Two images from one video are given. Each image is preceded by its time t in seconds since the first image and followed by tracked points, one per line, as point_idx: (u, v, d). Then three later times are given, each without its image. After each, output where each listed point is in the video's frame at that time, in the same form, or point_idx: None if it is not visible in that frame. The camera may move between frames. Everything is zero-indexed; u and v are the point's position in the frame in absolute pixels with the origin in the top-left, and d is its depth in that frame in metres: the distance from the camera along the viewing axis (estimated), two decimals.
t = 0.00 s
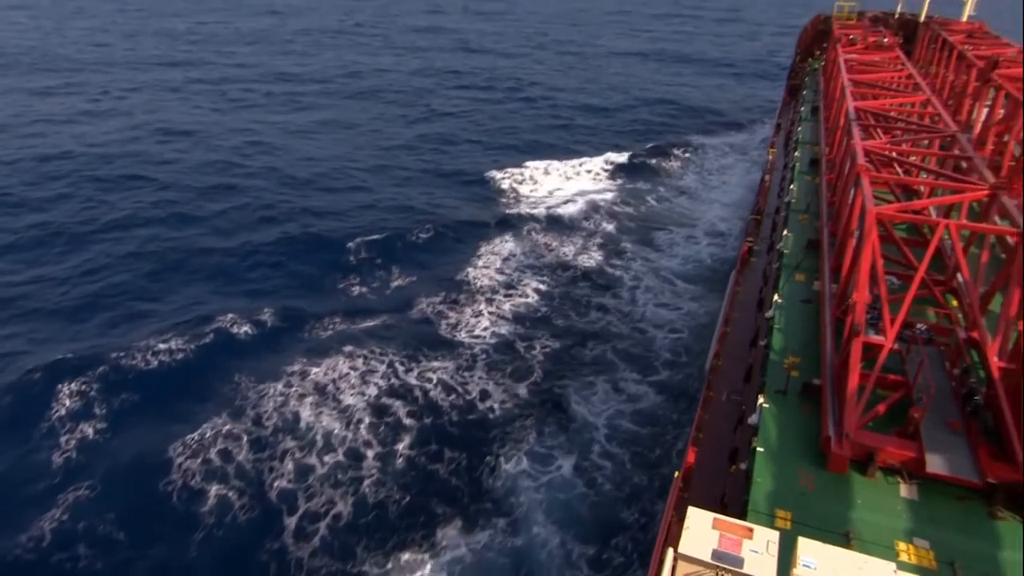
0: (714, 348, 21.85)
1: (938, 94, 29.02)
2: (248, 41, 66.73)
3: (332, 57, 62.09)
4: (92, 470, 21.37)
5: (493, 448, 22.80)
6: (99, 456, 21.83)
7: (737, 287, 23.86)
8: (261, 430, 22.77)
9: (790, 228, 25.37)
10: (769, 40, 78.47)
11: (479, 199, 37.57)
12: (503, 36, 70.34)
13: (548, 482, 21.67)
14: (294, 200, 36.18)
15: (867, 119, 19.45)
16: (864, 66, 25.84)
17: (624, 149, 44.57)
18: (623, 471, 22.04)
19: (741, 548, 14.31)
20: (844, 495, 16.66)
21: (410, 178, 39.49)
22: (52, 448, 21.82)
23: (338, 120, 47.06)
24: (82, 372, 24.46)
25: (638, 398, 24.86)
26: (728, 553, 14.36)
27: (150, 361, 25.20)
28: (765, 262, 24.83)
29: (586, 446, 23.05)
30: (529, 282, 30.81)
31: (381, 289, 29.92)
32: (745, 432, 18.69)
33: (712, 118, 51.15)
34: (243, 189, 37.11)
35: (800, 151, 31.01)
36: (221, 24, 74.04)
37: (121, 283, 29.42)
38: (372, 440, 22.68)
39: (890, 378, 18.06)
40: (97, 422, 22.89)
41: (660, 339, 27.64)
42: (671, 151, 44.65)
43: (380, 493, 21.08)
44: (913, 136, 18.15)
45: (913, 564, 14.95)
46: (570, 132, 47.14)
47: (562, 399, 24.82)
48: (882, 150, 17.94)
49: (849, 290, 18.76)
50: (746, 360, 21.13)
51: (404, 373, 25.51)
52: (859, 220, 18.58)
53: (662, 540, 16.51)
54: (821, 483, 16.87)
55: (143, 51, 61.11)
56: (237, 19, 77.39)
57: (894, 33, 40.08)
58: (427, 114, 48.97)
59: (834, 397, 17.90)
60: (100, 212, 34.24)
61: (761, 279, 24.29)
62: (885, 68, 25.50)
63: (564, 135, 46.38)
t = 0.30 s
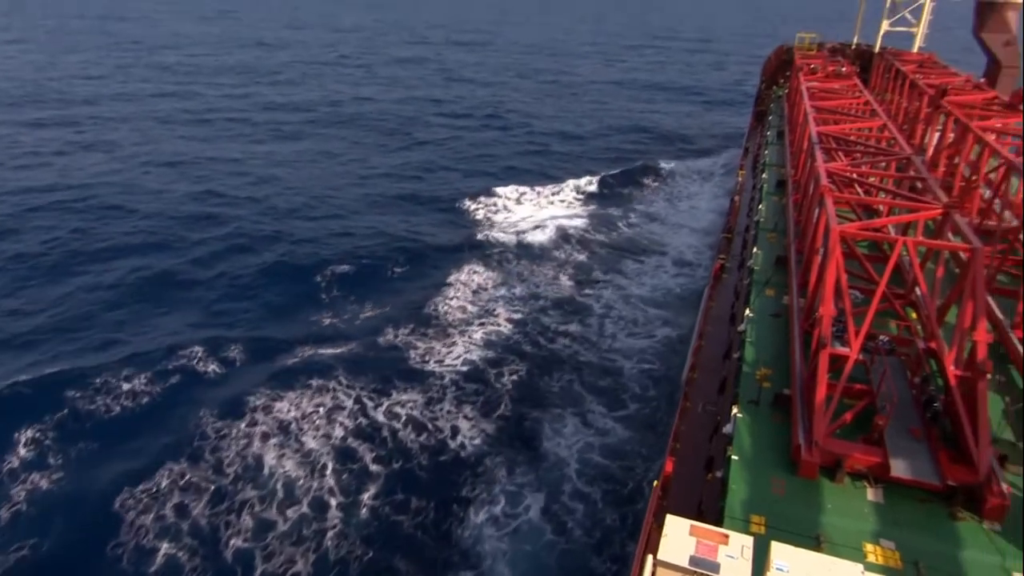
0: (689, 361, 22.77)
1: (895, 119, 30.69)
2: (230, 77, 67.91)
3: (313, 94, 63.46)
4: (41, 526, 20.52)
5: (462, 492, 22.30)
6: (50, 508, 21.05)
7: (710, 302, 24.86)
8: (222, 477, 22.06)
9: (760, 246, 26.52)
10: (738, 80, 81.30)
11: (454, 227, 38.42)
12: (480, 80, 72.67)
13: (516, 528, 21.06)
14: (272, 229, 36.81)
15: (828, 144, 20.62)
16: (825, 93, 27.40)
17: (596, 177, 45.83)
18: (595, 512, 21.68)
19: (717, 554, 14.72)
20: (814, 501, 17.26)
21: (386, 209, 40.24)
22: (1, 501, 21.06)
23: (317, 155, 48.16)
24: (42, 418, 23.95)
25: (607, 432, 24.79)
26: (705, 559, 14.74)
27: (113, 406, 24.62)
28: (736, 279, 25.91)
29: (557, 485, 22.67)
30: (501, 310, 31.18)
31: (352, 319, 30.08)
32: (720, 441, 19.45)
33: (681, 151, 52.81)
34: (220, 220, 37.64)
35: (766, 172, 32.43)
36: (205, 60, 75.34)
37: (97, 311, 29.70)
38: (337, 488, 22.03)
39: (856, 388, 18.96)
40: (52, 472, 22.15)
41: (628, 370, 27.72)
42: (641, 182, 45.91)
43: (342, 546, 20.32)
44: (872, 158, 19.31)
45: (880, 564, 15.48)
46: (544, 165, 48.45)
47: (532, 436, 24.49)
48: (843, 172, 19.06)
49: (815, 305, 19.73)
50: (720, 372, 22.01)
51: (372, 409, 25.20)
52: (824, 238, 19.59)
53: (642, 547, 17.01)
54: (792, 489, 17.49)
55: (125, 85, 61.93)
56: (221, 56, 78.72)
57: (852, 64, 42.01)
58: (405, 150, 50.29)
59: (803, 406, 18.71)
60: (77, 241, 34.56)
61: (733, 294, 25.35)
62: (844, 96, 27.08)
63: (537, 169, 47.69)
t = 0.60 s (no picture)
0: (667, 372, 23.52)
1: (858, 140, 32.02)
2: (211, 107, 68.42)
3: (293, 124, 64.11)
4: None
5: (432, 536, 21.21)
6: None
7: (687, 315, 25.75)
8: (180, 523, 20.94)
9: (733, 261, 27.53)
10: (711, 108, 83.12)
11: (430, 253, 38.58)
12: (458, 111, 73.98)
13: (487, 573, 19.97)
14: (249, 255, 37.12)
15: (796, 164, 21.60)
16: (792, 116, 28.78)
17: (571, 202, 46.72)
18: (568, 553, 20.69)
19: (696, 560, 15.06)
20: (789, 506, 17.63)
21: (363, 235, 40.54)
22: None
23: (296, 184, 48.56)
24: None
25: (577, 461, 24.13)
26: (685, 565, 15.06)
27: (71, 449, 23.57)
28: (712, 293, 26.86)
29: (528, 524, 21.68)
30: (477, 338, 30.87)
31: (322, 345, 29.91)
32: (699, 449, 20.08)
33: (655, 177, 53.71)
34: (197, 246, 37.87)
35: (738, 190, 33.61)
36: (186, 91, 75.79)
37: (71, 339, 29.46)
38: (303, 534, 20.98)
39: (827, 396, 19.70)
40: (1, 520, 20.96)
41: (601, 398, 27.24)
42: (615, 207, 46.62)
43: None
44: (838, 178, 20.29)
45: (852, 566, 15.72)
46: (519, 190, 49.10)
47: (505, 472, 23.66)
48: (810, 190, 20.00)
49: (787, 317, 20.55)
50: (698, 383, 22.79)
51: (340, 449, 24.20)
52: (794, 253, 20.44)
53: (624, 554, 17.40)
54: (768, 494, 17.89)
55: (104, 115, 62.09)
56: (203, 87, 79.29)
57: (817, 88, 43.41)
58: (383, 178, 50.85)
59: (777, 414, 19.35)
60: (52, 268, 34.56)
61: (709, 307, 26.29)
62: (810, 118, 28.42)
63: (513, 195, 48.21)
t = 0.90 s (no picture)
0: (640, 385, 24.32)
1: (815, 161, 33.55)
2: (183, 135, 68.32)
3: (267, 151, 64.40)
4: None
5: None
6: None
7: (657, 329, 26.67)
8: None
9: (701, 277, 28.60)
10: (679, 133, 84.95)
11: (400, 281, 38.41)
12: (430, 137, 74.69)
13: None
14: (218, 283, 37.23)
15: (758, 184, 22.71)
16: (753, 138, 30.25)
17: (540, 229, 47.45)
18: None
19: (669, 565, 15.48)
20: (758, 510, 18.22)
21: (334, 263, 40.77)
22: None
23: (268, 211, 48.66)
24: None
25: (543, 498, 23.65)
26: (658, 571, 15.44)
27: (15, 501, 22.67)
28: (681, 307, 27.87)
29: (491, 570, 20.99)
30: (443, 371, 30.48)
31: (282, 376, 29.66)
32: (671, 458, 20.76)
33: (623, 201, 54.58)
34: (166, 275, 37.88)
35: (704, 209, 34.91)
36: (158, 120, 75.63)
37: (35, 373, 29.14)
38: None
39: (791, 404, 20.58)
40: None
41: (568, 429, 26.94)
42: (583, 233, 47.26)
43: None
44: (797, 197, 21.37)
45: (818, 566, 16.22)
46: (489, 216, 49.73)
47: (468, 515, 22.99)
48: (771, 209, 21.06)
49: (752, 330, 21.49)
50: (669, 394, 23.62)
51: (299, 496, 23.37)
52: (757, 269, 21.42)
53: (601, 560, 17.84)
54: (737, 500, 18.48)
55: (73, 144, 61.70)
56: (174, 116, 79.15)
57: (776, 112, 45.08)
58: (354, 205, 51.14)
59: (746, 423, 20.10)
60: (16, 300, 34.30)
61: (679, 321, 27.28)
62: (770, 140, 29.87)
63: (483, 221, 48.62)
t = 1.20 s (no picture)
0: (615, 396, 25.04)
1: (778, 178, 34.85)
2: (156, 159, 68.13)
3: (242, 175, 64.56)
4: None
5: None
6: None
7: (631, 341, 27.48)
8: None
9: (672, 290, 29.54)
10: (650, 155, 86.46)
11: (367, 309, 37.92)
12: (404, 161, 75.17)
13: None
14: (189, 309, 37.26)
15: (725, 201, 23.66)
16: (719, 157, 31.42)
17: (513, 249, 48.13)
18: None
19: (646, 571, 15.96)
20: (731, 515, 18.66)
21: (307, 287, 40.79)
22: None
23: (240, 235, 48.63)
24: None
25: (513, 535, 23.13)
26: None
27: None
28: (654, 320, 28.73)
29: None
30: (411, 400, 30.13)
31: (245, 406, 29.43)
32: (647, 467, 21.35)
33: (595, 222, 55.23)
34: (136, 302, 37.78)
35: (674, 225, 36.02)
36: (132, 144, 75.37)
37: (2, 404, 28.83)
38: None
39: (760, 411, 21.36)
40: None
41: (539, 461, 26.64)
42: (555, 254, 47.71)
43: None
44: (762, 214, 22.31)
45: (790, 566, 16.65)
46: (462, 238, 50.15)
47: (434, 556, 22.36)
48: (737, 225, 21.99)
49: (723, 340, 22.28)
50: (644, 404, 24.32)
51: (258, 542, 22.66)
52: (726, 282, 22.28)
53: (581, 567, 18.22)
54: (711, 506, 18.92)
55: (43, 169, 61.29)
56: (148, 141, 78.95)
57: (740, 132, 46.47)
58: (327, 228, 51.26)
59: (718, 431, 20.74)
60: None
61: (651, 334, 28.10)
62: (735, 158, 31.06)
63: (455, 243, 48.84)
